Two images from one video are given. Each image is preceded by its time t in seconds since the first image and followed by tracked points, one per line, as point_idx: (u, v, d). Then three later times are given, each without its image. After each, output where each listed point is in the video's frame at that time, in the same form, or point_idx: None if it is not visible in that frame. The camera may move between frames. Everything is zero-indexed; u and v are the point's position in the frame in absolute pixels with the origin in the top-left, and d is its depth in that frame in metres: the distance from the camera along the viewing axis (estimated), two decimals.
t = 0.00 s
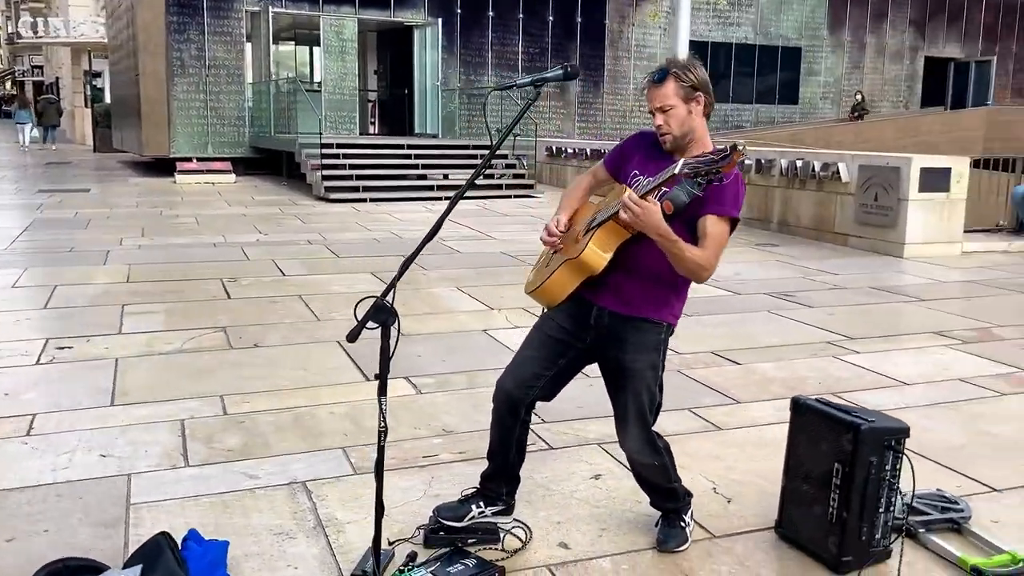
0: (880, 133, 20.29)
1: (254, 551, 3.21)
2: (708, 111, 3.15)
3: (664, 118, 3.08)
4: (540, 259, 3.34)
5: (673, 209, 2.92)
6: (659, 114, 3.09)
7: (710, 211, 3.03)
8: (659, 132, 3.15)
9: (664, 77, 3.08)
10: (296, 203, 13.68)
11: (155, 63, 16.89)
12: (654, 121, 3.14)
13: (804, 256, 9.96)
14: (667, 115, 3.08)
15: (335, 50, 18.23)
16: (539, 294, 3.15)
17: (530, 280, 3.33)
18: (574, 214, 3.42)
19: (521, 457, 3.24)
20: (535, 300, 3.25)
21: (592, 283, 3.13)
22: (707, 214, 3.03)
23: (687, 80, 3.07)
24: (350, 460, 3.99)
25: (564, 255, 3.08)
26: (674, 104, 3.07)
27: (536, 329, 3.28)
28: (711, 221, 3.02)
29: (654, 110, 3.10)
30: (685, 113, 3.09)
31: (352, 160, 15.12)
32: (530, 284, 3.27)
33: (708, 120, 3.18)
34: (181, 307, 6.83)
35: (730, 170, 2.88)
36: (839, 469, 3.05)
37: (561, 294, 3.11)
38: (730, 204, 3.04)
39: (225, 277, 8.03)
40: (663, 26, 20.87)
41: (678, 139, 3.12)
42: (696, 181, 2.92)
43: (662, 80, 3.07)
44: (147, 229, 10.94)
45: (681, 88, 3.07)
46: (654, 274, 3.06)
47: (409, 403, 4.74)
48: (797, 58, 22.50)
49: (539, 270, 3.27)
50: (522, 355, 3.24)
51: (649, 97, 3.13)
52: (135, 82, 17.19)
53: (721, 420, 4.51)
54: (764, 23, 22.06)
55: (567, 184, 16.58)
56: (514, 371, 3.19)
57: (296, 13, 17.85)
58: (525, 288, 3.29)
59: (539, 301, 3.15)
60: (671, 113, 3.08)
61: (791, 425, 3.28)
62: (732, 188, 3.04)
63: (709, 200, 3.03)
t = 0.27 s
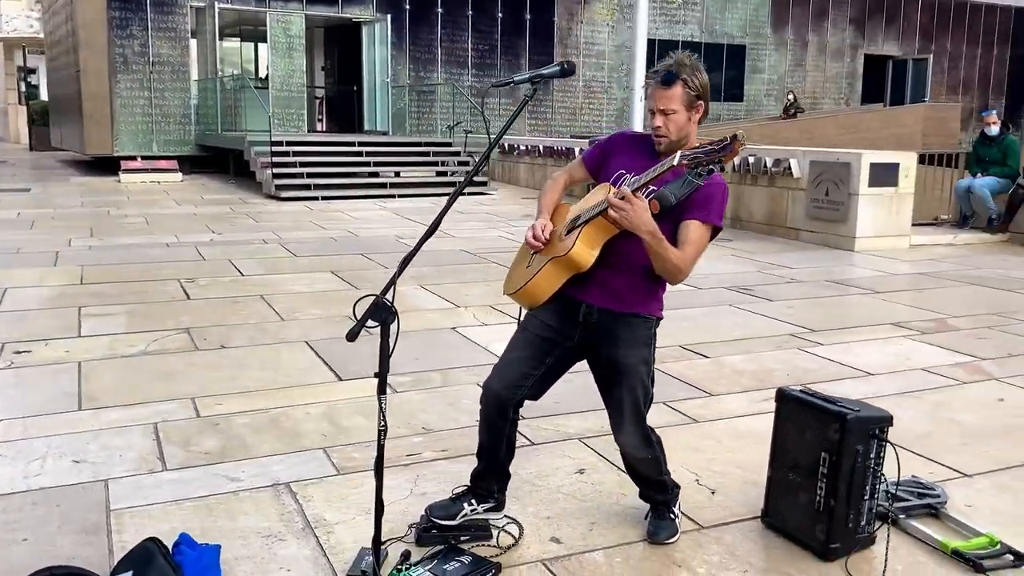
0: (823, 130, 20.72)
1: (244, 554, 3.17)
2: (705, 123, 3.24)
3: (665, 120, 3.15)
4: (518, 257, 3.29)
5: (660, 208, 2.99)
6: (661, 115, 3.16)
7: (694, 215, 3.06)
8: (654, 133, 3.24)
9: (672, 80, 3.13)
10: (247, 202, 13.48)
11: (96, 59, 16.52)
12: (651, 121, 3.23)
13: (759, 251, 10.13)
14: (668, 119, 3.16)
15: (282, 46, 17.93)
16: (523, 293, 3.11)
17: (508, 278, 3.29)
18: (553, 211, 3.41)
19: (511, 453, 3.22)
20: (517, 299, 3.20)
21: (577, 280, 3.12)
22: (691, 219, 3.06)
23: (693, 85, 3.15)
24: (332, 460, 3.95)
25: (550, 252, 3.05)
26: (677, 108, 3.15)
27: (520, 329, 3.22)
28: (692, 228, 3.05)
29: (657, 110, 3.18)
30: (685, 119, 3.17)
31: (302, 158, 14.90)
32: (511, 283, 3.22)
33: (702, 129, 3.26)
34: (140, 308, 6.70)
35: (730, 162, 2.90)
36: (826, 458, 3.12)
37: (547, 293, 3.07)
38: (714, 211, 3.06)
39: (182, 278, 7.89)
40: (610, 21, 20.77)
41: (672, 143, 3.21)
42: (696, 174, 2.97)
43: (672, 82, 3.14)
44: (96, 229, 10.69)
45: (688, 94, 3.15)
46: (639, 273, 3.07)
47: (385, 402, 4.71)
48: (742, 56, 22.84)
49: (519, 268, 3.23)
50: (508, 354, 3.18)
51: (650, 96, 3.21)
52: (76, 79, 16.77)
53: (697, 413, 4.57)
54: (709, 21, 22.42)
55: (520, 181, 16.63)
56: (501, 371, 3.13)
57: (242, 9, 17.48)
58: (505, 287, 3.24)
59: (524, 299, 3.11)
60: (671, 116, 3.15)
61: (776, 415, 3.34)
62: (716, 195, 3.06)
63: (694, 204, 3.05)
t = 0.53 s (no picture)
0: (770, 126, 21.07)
1: (243, 552, 3.15)
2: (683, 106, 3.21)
3: (646, 98, 3.09)
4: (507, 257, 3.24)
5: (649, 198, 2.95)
6: (641, 96, 3.11)
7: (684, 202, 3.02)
8: (633, 117, 3.18)
9: (655, 61, 3.11)
10: (199, 201, 13.28)
11: (38, 56, 16.11)
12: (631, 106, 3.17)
13: (716, 245, 10.29)
14: (649, 98, 3.10)
15: (231, 43, 17.69)
16: (516, 292, 3.06)
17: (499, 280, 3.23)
18: (540, 208, 3.34)
19: (509, 444, 3.19)
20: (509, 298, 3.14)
21: (570, 274, 3.06)
22: (681, 207, 3.02)
23: (673, 71, 3.11)
24: (320, 457, 3.94)
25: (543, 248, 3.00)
26: (659, 91, 3.10)
27: (513, 325, 3.16)
28: (683, 216, 3.01)
29: (637, 90, 3.12)
30: (667, 100, 3.11)
31: (255, 155, 14.80)
32: (503, 283, 3.17)
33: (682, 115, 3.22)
34: (104, 309, 6.58)
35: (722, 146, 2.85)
36: (817, 444, 3.20)
37: (541, 289, 3.02)
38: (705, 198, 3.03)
39: (143, 278, 7.77)
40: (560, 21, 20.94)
41: (654, 126, 3.16)
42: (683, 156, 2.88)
43: (653, 63, 3.11)
44: (46, 230, 10.44)
45: (668, 76, 3.11)
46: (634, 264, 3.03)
47: (367, 399, 4.71)
48: (690, 53, 23.11)
49: (510, 269, 3.17)
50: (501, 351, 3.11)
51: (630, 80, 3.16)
52: (17, 76, 16.34)
53: (676, 404, 4.65)
54: (657, 20, 22.64)
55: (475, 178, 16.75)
56: (497, 367, 3.06)
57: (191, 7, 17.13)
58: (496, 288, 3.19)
59: (518, 298, 3.04)
60: (652, 96, 3.10)
61: (765, 402, 3.42)
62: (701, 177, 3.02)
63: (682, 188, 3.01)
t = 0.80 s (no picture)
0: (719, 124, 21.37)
1: (245, 553, 3.14)
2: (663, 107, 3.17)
3: (629, 104, 3.06)
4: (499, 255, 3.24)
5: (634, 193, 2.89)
6: (623, 101, 3.06)
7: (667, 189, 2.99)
8: (615, 120, 3.14)
9: (633, 65, 3.07)
10: (152, 201, 13.06)
11: None
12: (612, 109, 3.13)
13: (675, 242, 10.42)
14: (631, 102, 3.06)
15: (179, 40, 17.43)
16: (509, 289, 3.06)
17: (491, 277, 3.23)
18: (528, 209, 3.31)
19: (504, 440, 3.21)
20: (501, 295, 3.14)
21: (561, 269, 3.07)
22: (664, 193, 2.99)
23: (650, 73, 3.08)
24: (310, 457, 3.94)
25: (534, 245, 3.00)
26: (639, 93, 3.06)
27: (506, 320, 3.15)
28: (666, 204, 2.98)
29: (618, 95, 3.07)
30: (647, 104, 3.09)
31: (207, 155, 14.61)
32: (495, 280, 3.17)
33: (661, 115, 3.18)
34: (68, 312, 6.45)
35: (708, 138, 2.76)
36: (806, 433, 3.30)
37: (532, 285, 3.02)
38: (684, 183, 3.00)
39: (104, 280, 7.63)
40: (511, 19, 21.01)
41: (637, 129, 3.12)
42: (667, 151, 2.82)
43: (632, 68, 3.06)
44: None
45: (647, 80, 3.08)
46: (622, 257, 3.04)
47: (349, 399, 4.71)
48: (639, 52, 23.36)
49: (502, 266, 3.17)
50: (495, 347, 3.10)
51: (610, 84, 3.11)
52: None
53: (656, 398, 4.73)
54: (606, 19, 22.78)
55: (430, 176, 16.81)
56: (493, 364, 3.04)
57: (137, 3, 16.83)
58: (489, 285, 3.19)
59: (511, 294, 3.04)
60: (634, 100, 3.06)
61: (754, 393, 3.52)
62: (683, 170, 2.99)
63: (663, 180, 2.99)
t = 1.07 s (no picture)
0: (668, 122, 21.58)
1: (238, 553, 3.11)
2: (638, 91, 3.11)
3: (600, 97, 3.00)
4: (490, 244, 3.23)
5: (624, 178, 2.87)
6: (594, 96, 3.00)
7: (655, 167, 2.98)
8: (591, 114, 3.08)
9: (597, 59, 2.99)
10: (101, 202, 12.78)
11: None
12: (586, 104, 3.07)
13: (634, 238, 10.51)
14: (603, 96, 3.00)
15: (124, 37, 17.05)
16: (500, 277, 3.07)
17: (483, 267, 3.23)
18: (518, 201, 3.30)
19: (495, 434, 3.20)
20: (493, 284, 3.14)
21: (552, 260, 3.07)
22: (653, 171, 2.98)
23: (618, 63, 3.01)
24: (293, 456, 3.91)
25: (525, 234, 2.99)
26: (609, 85, 3.00)
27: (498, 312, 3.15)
28: (658, 182, 2.97)
29: (589, 91, 3.01)
30: (619, 94, 3.03)
31: (156, 154, 14.37)
32: (487, 269, 3.17)
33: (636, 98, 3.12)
34: (24, 315, 6.29)
35: (694, 129, 2.72)
36: (792, 421, 3.37)
37: (523, 273, 3.03)
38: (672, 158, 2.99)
39: (60, 281, 7.47)
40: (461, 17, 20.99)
41: (614, 118, 3.07)
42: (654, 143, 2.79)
43: (597, 61, 2.99)
44: None
45: (614, 69, 3.01)
46: (613, 242, 3.03)
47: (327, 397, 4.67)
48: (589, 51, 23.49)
49: (493, 255, 3.17)
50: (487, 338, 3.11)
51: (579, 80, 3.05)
52: None
53: (633, 391, 4.78)
54: (557, 17, 22.79)
55: (384, 175, 16.75)
56: (486, 355, 3.05)
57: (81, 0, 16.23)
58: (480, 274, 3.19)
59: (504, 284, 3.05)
60: (606, 93, 3.00)
61: (738, 383, 3.58)
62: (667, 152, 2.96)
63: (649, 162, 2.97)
